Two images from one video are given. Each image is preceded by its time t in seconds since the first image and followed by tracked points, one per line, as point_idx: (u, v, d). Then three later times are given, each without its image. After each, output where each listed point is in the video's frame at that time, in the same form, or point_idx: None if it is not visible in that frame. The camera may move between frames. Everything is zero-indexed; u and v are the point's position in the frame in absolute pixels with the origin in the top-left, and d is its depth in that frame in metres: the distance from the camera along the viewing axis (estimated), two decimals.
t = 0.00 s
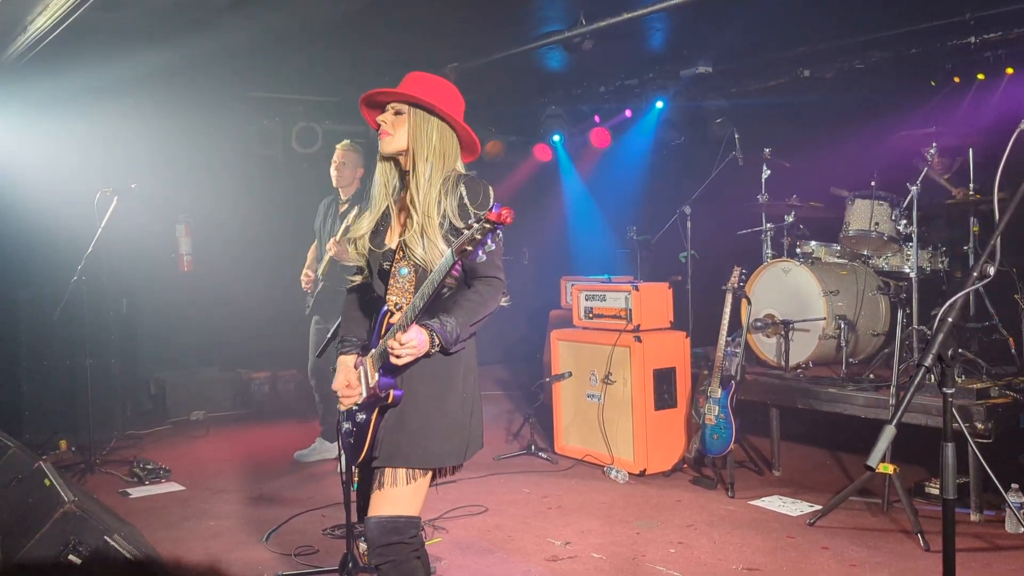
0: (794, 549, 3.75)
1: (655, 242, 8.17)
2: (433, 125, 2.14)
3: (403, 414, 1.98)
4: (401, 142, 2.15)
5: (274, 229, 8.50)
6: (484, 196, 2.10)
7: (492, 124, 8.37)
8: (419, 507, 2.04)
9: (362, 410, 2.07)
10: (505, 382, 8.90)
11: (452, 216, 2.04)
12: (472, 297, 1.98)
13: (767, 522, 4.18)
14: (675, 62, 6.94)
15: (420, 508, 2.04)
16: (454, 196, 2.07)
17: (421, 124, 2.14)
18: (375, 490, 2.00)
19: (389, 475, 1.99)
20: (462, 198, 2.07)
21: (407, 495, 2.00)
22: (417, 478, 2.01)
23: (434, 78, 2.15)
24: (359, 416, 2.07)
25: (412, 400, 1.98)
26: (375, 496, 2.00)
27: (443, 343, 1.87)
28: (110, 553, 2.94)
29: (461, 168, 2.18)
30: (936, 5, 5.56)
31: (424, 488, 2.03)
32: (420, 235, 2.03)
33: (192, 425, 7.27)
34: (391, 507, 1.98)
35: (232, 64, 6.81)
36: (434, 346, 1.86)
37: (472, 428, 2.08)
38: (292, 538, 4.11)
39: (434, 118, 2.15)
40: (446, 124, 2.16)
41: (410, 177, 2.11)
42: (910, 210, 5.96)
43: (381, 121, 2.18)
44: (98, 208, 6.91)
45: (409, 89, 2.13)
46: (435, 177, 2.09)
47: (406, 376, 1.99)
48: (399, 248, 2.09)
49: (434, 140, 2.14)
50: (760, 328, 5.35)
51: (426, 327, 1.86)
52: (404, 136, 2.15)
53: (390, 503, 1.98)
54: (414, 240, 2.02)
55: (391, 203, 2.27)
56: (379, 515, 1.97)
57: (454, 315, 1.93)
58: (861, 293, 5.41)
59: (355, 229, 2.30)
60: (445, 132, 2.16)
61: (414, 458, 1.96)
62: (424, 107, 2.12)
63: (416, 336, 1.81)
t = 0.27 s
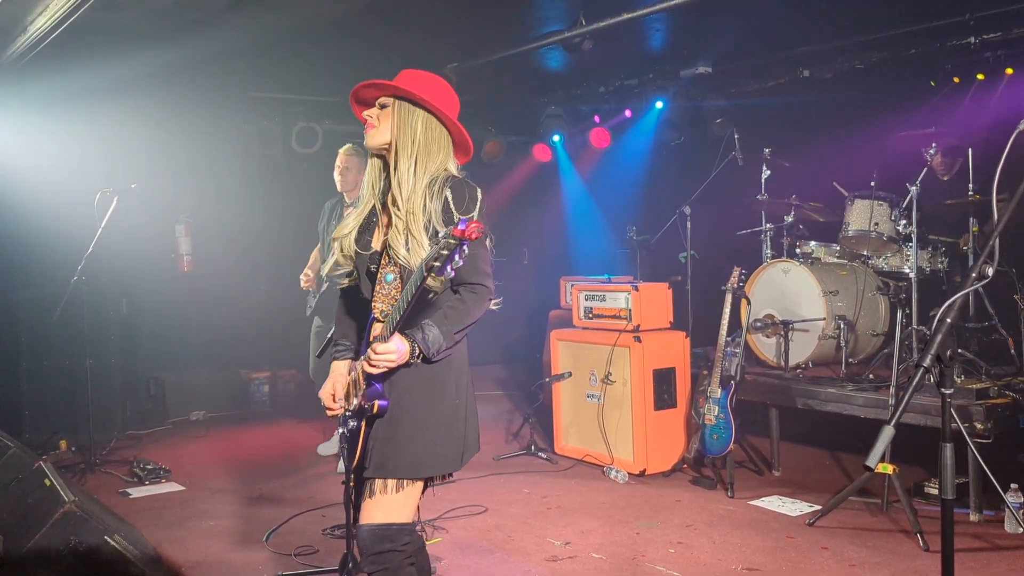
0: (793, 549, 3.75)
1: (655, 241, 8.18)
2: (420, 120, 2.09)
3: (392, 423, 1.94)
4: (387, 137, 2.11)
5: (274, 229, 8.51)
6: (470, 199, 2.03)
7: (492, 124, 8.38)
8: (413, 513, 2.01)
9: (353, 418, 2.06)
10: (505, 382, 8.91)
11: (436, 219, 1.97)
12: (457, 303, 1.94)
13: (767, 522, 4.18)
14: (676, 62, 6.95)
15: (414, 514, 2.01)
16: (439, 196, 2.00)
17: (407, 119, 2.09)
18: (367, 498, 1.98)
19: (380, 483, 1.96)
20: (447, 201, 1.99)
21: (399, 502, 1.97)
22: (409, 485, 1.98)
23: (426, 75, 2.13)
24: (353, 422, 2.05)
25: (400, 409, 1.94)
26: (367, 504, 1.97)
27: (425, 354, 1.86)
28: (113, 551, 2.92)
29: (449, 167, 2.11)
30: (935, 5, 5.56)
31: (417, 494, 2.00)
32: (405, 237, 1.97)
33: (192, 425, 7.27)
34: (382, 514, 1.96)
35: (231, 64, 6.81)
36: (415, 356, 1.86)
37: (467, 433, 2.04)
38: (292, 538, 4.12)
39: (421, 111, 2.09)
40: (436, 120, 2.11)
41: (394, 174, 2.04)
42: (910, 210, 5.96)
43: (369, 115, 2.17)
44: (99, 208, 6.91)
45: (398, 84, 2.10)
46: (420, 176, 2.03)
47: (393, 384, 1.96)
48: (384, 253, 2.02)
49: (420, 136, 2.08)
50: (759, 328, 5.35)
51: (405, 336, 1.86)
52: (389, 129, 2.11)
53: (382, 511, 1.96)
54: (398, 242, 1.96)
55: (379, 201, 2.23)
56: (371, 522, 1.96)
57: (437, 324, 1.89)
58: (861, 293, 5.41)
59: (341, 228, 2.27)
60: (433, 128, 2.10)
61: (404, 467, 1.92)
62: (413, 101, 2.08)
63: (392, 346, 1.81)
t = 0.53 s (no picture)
0: (793, 550, 3.76)
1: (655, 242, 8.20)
2: (408, 124, 1.99)
3: (387, 434, 1.88)
4: (372, 139, 2.01)
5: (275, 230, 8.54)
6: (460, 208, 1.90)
7: (492, 125, 8.41)
8: (406, 520, 1.95)
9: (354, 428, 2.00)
10: (504, 383, 8.92)
11: (425, 234, 1.88)
12: (450, 313, 1.83)
13: (767, 523, 4.19)
14: (675, 64, 6.97)
15: (406, 520, 1.95)
16: (427, 205, 1.90)
17: (394, 122, 1.99)
18: (359, 506, 1.91)
19: (373, 492, 1.89)
20: (435, 211, 1.89)
21: (392, 510, 1.91)
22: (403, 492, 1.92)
23: (418, 77, 2.01)
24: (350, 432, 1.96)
25: (395, 419, 1.88)
26: (359, 511, 1.91)
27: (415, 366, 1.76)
28: (113, 552, 2.94)
29: (440, 174, 2.00)
30: (936, 6, 5.57)
31: (409, 501, 1.94)
32: (393, 250, 1.89)
33: (193, 425, 7.29)
34: (375, 522, 1.90)
35: (232, 65, 6.82)
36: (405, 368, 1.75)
37: (460, 438, 1.99)
38: (293, 538, 4.13)
39: (410, 115, 1.99)
40: (424, 124, 2.00)
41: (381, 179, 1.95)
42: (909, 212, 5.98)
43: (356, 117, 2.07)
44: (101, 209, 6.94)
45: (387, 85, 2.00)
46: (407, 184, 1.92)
47: (388, 400, 1.90)
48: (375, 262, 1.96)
49: (407, 141, 1.98)
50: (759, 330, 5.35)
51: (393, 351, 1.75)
52: (376, 131, 2.01)
53: (375, 519, 1.90)
54: (385, 254, 1.88)
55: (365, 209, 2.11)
56: (363, 530, 1.89)
57: (428, 333, 1.79)
58: (860, 294, 5.42)
59: (328, 234, 2.16)
60: (423, 133, 2.00)
61: (399, 477, 1.87)
62: (402, 105, 1.98)
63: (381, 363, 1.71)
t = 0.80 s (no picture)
0: (793, 554, 3.76)
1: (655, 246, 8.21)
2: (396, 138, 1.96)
3: (386, 443, 1.86)
4: (360, 152, 1.98)
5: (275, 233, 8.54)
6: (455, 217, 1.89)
7: (493, 128, 8.42)
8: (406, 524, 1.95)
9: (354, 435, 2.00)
10: (505, 386, 8.92)
11: (417, 250, 1.86)
12: (450, 325, 1.82)
13: (767, 527, 4.19)
14: (675, 67, 6.98)
15: (406, 524, 1.95)
16: (420, 218, 1.89)
17: (382, 135, 1.95)
18: (358, 511, 1.91)
19: (373, 497, 1.90)
20: (428, 224, 1.87)
21: (391, 515, 1.91)
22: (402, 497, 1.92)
23: (404, 84, 1.96)
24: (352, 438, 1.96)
25: (394, 428, 1.86)
26: (358, 515, 1.91)
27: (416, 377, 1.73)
28: (114, 556, 2.95)
29: (432, 181, 2.00)
30: (936, 10, 5.57)
31: (409, 505, 1.94)
32: (386, 269, 1.87)
33: (193, 428, 7.29)
34: (374, 527, 1.90)
35: (232, 68, 6.82)
36: (406, 379, 1.73)
37: (459, 442, 1.97)
38: (293, 541, 4.13)
39: (398, 131, 1.96)
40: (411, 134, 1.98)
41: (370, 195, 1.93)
42: (909, 215, 5.98)
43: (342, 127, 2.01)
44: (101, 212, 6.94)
45: (376, 95, 1.95)
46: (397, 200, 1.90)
47: (387, 410, 1.87)
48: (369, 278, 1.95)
49: (396, 153, 1.95)
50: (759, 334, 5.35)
51: (391, 366, 1.74)
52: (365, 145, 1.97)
53: (374, 523, 1.89)
54: (378, 272, 1.87)
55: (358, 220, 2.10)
56: (362, 535, 1.89)
57: (428, 343, 1.77)
58: (861, 298, 5.42)
59: (323, 246, 2.15)
60: (411, 143, 1.98)
61: (397, 485, 1.86)
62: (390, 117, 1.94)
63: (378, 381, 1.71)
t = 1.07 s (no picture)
0: (795, 559, 3.76)
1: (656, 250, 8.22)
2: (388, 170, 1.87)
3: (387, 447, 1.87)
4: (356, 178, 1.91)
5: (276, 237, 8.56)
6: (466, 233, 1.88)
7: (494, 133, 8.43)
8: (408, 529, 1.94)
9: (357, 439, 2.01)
10: (506, 390, 8.93)
11: (431, 266, 1.83)
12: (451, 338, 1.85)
13: (768, 533, 4.19)
14: (676, 73, 7.00)
15: (408, 530, 1.94)
16: (431, 237, 1.84)
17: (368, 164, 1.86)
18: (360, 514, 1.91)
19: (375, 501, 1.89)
20: (443, 241, 1.85)
21: (393, 519, 1.90)
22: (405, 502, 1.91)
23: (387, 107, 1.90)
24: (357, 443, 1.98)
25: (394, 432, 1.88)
26: (361, 518, 1.91)
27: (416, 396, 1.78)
28: (115, 559, 2.94)
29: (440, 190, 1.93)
30: (937, 16, 5.58)
31: (411, 510, 1.93)
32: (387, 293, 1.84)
33: (193, 432, 7.29)
34: (375, 530, 1.89)
35: (234, 72, 6.83)
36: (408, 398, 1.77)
37: (463, 448, 1.96)
38: (294, 545, 4.13)
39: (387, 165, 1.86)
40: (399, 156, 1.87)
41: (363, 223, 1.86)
42: (910, 220, 5.99)
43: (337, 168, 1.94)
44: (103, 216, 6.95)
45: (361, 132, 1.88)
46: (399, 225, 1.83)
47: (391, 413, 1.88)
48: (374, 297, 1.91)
49: (388, 178, 1.85)
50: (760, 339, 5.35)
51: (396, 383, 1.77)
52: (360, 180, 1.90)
53: (375, 527, 1.89)
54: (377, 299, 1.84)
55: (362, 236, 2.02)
56: (364, 538, 1.89)
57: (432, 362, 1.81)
58: (862, 303, 5.42)
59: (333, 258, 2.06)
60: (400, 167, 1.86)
61: (399, 489, 1.86)
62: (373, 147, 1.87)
63: (384, 397, 1.75)
